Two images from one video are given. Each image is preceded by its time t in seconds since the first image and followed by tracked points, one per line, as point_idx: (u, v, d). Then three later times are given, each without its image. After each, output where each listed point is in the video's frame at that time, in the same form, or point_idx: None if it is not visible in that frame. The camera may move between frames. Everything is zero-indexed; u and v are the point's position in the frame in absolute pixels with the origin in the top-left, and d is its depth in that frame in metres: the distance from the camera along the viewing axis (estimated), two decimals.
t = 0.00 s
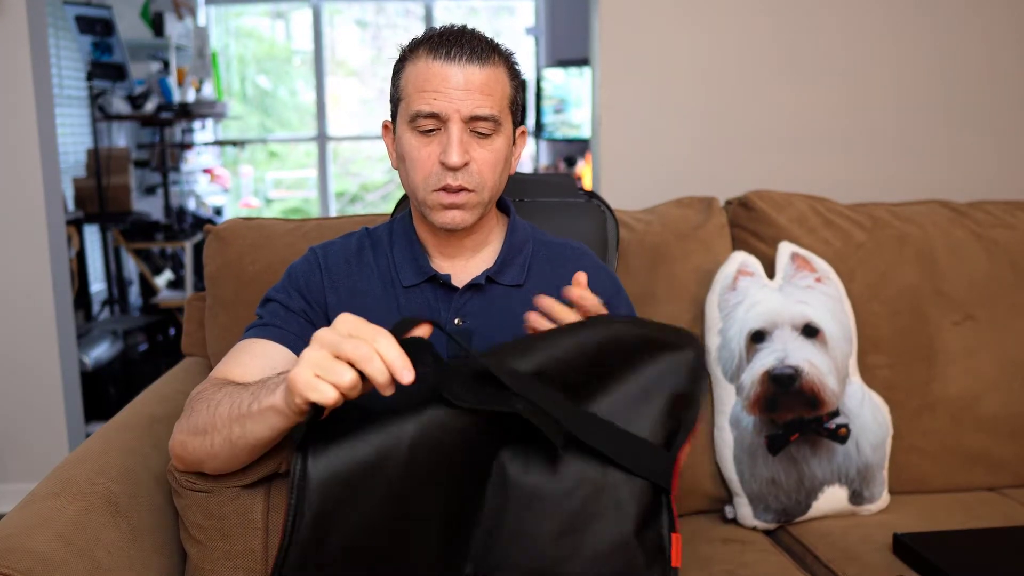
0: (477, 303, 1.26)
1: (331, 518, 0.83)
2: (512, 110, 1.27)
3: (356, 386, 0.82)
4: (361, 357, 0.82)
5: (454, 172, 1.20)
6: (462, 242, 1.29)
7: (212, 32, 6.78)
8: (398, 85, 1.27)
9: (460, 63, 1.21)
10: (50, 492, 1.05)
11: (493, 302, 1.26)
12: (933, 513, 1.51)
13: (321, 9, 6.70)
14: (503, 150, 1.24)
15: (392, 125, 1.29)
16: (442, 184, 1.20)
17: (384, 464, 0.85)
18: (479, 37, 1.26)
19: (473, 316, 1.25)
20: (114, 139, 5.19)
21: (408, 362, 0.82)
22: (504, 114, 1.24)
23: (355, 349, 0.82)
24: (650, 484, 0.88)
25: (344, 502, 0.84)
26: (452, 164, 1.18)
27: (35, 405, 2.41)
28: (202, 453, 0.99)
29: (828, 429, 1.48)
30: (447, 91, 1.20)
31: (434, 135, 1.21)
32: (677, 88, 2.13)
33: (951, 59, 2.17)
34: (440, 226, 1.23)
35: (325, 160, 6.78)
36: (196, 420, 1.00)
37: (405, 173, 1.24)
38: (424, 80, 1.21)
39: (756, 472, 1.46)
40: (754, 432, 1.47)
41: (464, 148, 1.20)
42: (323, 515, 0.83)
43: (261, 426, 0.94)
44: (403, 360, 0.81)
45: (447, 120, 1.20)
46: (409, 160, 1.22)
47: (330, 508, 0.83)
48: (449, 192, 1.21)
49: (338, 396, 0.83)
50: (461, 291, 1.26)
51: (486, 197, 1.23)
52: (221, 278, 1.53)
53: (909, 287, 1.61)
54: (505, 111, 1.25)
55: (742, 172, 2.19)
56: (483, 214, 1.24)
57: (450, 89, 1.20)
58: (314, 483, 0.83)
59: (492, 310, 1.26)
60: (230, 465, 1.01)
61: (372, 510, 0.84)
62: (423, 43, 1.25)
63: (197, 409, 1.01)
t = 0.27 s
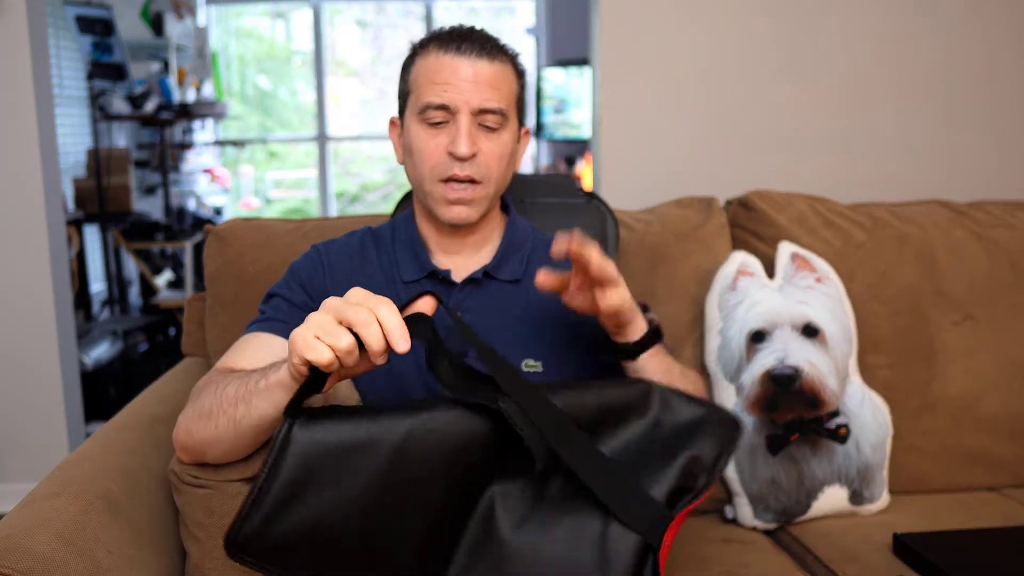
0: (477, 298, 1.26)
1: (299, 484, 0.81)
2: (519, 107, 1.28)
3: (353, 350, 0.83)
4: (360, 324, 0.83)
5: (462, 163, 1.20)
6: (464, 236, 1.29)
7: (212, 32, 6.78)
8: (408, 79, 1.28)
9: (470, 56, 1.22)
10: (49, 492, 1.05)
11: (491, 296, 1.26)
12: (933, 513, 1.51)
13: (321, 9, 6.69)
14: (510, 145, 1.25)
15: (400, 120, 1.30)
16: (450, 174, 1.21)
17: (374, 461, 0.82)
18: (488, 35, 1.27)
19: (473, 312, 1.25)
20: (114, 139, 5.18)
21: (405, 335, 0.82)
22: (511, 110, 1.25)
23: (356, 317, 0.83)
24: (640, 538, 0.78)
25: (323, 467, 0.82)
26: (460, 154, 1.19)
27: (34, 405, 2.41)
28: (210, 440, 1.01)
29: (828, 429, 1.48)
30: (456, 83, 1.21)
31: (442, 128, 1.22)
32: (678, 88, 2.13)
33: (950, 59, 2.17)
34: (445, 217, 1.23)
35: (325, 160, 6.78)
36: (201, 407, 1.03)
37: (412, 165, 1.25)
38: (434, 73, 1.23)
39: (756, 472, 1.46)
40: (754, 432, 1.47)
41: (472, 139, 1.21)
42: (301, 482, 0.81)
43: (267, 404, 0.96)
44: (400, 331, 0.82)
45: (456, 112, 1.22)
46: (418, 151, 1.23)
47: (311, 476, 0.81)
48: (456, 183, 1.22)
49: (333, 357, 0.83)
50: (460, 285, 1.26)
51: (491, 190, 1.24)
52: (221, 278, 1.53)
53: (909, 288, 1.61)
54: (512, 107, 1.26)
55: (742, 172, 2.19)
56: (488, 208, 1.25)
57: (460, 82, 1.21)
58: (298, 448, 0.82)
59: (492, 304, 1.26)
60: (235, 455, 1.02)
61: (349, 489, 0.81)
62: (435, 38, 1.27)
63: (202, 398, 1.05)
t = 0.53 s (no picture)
0: (474, 296, 1.26)
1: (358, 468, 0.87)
2: (518, 105, 1.29)
3: (361, 340, 0.83)
4: (367, 314, 0.82)
5: (463, 161, 1.20)
6: (462, 234, 1.29)
7: (212, 32, 6.78)
8: (408, 76, 1.28)
9: (472, 55, 1.22)
10: (49, 492, 1.04)
11: (489, 294, 1.26)
12: (933, 513, 1.51)
13: (321, 9, 6.69)
14: (509, 143, 1.25)
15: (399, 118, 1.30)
16: (450, 172, 1.21)
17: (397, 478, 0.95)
18: (488, 34, 1.27)
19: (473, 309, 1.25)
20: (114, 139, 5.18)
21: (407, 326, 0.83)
22: (511, 108, 1.26)
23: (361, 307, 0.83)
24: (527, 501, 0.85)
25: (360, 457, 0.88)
26: (461, 152, 1.19)
27: (34, 405, 2.41)
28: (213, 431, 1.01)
29: (828, 429, 1.48)
30: (458, 81, 1.21)
31: (443, 125, 1.22)
32: (678, 88, 2.13)
33: (950, 59, 2.17)
34: (444, 215, 1.23)
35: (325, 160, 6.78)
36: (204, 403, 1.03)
37: (412, 163, 1.25)
38: (435, 71, 1.23)
39: (756, 472, 1.46)
40: (754, 432, 1.47)
41: (472, 137, 1.21)
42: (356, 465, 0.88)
43: (272, 394, 0.97)
44: (404, 322, 0.82)
45: (457, 109, 1.22)
46: (418, 149, 1.23)
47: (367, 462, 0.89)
48: (456, 181, 1.22)
49: (342, 346, 0.83)
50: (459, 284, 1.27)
51: (491, 188, 1.24)
52: (221, 278, 1.53)
53: (909, 288, 1.61)
54: (512, 105, 1.26)
55: (742, 171, 2.19)
56: (488, 205, 1.25)
57: (461, 79, 1.21)
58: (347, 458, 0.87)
59: (490, 302, 1.26)
60: (235, 452, 1.01)
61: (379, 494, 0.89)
62: (435, 37, 1.27)
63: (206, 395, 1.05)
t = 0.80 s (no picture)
0: (472, 296, 1.26)
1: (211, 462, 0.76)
2: (516, 104, 1.29)
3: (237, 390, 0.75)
4: (245, 368, 0.74)
5: (458, 158, 1.20)
6: (460, 234, 1.29)
7: (212, 32, 6.78)
8: (406, 75, 1.28)
9: (468, 52, 1.22)
10: (48, 492, 1.05)
11: (487, 294, 1.26)
12: (933, 512, 1.51)
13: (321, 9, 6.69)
14: (506, 141, 1.25)
15: (398, 116, 1.31)
16: (445, 169, 1.21)
17: (305, 469, 0.78)
18: (486, 33, 1.27)
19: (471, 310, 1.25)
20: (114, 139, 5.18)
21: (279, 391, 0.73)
22: (509, 106, 1.25)
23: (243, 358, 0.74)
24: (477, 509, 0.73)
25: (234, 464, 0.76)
26: (456, 149, 1.19)
27: (33, 406, 2.41)
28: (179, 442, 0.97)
29: (828, 429, 1.48)
30: (454, 78, 1.21)
31: (439, 123, 1.23)
32: (678, 88, 2.13)
33: (950, 59, 2.17)
34: (440, 212, 1.23)
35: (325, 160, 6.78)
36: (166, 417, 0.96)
37: (409, 161, 1.25)
38: (431, 69, 1.23)
39: (756, 472, 1.46)
40: (754, 432, 1.47)
41: (468, 135, 1.21)
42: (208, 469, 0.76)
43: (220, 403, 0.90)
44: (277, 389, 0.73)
45: (453, 107, 1.22)
46: (414, 147, 1.23)
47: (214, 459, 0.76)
48: (451, 178, 1.22)
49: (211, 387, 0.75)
50: (457, 285, 1.26)
51: (488, 185, 1.24)
52: (221, 278, 1.53)
53: (909, 288, 1.61)
54: (509, 103, 1.26)
55: (742, 171, 2.19)
56: (484, 203, 1.25)
57: (456, 77, 1.21)
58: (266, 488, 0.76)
59: (487, 301, 1.25)
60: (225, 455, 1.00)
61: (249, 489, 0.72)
62: (433, 34, 1.27)
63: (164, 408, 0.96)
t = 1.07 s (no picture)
0: (469, 295, 1.26)
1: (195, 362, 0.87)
2: (509, 104, 1.29)
3: (180, 308, 0.87)
4: (191, 287, 0.86)
5: (449, 159, 1.20)
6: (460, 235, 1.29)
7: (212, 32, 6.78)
8: (398, 77, 1.29)
9: (457, 52, 1.22)
10: (48, 492, 1.05)
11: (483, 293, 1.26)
12: (933, 512, 1.51)
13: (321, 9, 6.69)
14: (498, 141, 1.25)
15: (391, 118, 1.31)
16: (436, 170, 1.21)
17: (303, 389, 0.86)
18: (478, 33, 1.28)
19: (467, 310, 1.25)
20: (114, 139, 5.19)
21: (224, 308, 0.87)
22: (500, 106, 1.25)
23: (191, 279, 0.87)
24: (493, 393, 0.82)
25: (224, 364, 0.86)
26: (446, 150, 1.19)
27: (33, 406, 2.41)
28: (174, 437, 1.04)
29: (828, 429, 1.48)
30: (443, 79, 1.22)
31: (429, 124, 1.23)
32: (678, 88, 2.13)
33: (950, 59, 2.17)
34: (433, 213, 1.23)
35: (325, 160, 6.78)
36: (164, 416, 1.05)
37: (402, 162, 1.25)
38: (421, 70, 1.23)
39: (756, 472, 1.46)
40: (754, 432, 1.47)
41: (458, 135, 1.21)
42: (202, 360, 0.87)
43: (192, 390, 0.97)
44: (221, 305, 0.86)
45: (443, 108, 1.22)
46: (405, 148, 1.23)
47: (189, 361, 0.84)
48: (443, 179, 1.21)
49: (160, 305, 0.86)
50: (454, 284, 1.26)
51: (480, 185, 1.23)
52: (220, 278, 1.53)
53: (909, 287, 1.61)
54: (500, 103, 1.26)
55: (742, 171, 2.19)
56: (478, 204, 1.24)
57: (446, 78, 1.22)
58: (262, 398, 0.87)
59: (483, 301, 1.26)
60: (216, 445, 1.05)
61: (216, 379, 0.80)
62: (424, 35, 1.27)
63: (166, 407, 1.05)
